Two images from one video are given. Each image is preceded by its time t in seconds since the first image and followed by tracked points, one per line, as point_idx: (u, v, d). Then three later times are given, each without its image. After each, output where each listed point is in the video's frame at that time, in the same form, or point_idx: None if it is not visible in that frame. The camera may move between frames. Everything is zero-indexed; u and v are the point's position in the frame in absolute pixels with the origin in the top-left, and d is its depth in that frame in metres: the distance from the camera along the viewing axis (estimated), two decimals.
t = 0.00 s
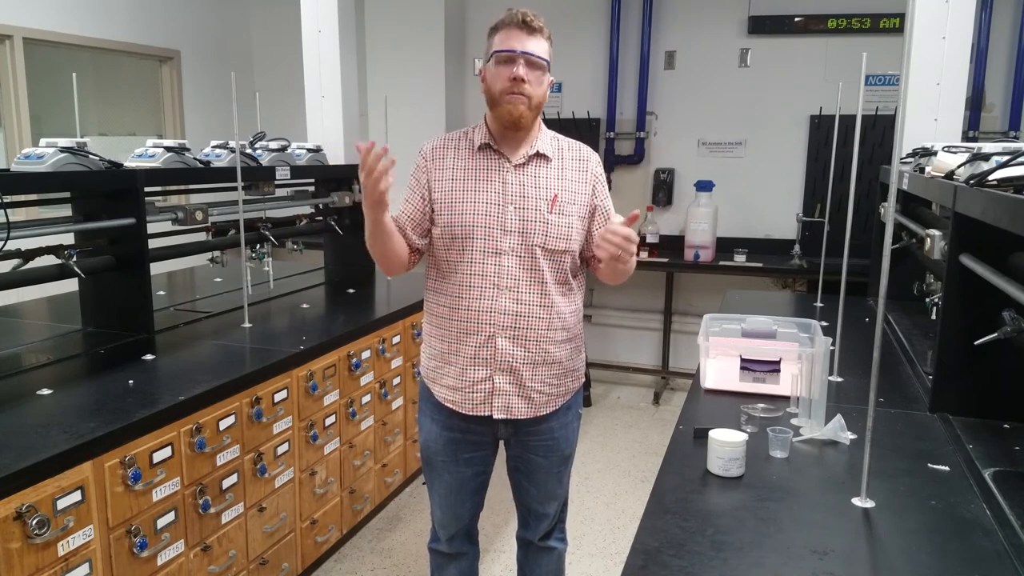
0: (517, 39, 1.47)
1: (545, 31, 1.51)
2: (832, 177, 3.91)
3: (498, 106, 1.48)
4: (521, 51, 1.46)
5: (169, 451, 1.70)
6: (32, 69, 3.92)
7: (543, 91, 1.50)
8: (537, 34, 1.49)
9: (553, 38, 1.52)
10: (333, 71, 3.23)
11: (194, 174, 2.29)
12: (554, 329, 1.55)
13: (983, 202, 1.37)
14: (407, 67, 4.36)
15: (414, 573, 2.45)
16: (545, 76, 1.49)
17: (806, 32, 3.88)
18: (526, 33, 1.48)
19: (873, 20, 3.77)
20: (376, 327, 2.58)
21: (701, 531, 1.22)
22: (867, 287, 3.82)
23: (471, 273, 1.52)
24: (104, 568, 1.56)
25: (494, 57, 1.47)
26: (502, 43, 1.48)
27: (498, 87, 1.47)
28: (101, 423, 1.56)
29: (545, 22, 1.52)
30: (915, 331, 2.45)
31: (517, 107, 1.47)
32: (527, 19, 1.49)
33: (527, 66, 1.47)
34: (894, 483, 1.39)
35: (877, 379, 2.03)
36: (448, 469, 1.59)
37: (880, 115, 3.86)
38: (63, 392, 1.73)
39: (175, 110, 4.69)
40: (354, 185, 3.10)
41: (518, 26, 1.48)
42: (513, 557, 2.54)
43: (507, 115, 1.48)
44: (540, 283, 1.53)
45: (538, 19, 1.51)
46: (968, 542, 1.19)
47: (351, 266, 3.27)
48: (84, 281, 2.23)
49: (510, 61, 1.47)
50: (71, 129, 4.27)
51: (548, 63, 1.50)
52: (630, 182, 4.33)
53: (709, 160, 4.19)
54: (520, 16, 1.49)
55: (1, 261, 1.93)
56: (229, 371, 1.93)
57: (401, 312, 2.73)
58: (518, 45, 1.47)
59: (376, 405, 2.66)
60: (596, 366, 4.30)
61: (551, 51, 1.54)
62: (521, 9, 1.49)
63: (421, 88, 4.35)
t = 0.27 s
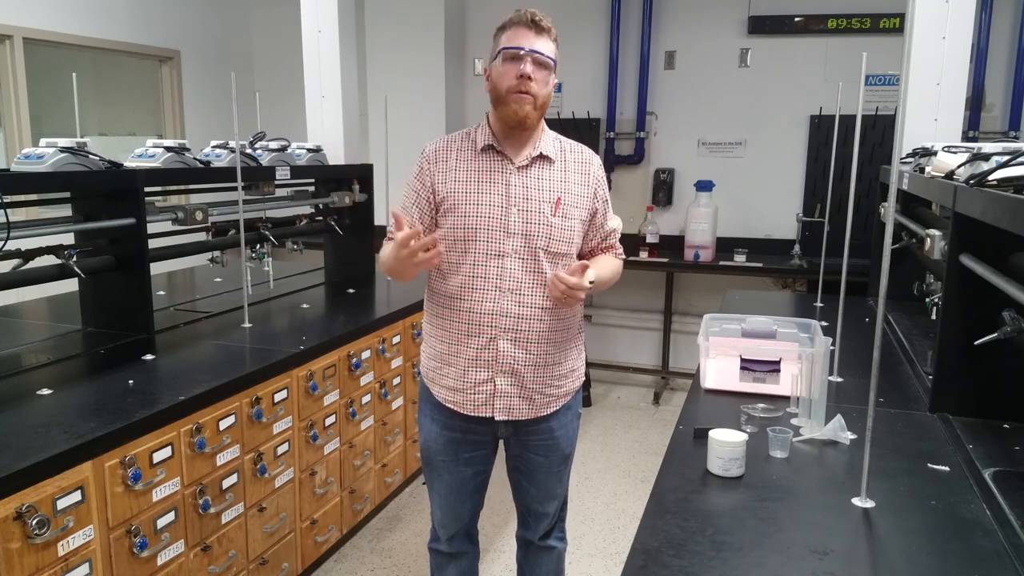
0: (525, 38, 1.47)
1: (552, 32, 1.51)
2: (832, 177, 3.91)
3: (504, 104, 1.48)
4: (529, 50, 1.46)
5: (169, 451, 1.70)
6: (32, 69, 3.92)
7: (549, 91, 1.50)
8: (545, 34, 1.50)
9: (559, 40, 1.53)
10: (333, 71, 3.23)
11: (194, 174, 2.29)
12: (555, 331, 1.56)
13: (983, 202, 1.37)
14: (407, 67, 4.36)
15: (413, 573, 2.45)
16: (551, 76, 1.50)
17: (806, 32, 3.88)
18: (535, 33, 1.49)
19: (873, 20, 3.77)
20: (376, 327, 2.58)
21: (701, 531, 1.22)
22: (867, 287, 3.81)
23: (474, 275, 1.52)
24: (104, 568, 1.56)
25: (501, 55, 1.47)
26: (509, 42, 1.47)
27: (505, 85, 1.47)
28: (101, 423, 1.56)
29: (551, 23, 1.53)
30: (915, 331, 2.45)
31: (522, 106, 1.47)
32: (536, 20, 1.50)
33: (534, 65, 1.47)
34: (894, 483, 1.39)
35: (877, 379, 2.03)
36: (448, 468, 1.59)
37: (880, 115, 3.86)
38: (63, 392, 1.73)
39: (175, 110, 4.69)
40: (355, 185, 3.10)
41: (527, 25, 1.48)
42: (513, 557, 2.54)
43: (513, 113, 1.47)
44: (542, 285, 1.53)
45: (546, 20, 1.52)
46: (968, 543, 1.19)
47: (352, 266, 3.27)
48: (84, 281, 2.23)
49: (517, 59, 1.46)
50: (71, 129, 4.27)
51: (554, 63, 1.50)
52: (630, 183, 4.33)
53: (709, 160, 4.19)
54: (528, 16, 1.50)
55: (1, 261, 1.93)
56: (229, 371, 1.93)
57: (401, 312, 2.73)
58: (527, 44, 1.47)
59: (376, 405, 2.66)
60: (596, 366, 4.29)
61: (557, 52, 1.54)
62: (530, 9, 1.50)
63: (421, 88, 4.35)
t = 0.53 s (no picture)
0: (520, 40, 1.47)
1: (547, 33, 1.51)
2: (832, 177, 3.91)
3: (500, 109, 1.48)
4: (525, 53, 1.46)
5: (169, 451, 1.70)
6: (32, 69, 3.92)
7: (545, 93, 1.50)
8: (541, 35, 1.50)
9: (555, 41, 1.52)
10: (333, 71, 3.23)
11: (194, 174, 2.29)
12: (557, 329, 1.56)
13: (983, 202, 1.37)
14: (407, 67, 4.36)
15: (414, 573, 2.45)
16: (547, 78, 1.49)
17: (806, 32, 3.88)
18: (530, 34, 1.48)
19: (873, 20, 3.77)
20: (376, 327, 2.58)
21: (701, 531, 1.22)
22: (867, 287, 3.82)
23: (476, 276, 1.52)
24: (104, 568, 1.56)
25: (497, 59, 1.47)
26: (504, 45, 1.47)
27: (501, 89, 1.47)
28: (101, 423, 1.56)
29: (547, 23, 1.52)
30: (915, 331, 2.45)
31: (519, 112, 1.47)
32: (532, 21, 1.49)
33: (531, 67, 1.47)
34: (894, 484, 1.39)
35: (877, 379, 2.03)
36: (449, 469, 1.59)
37: (880, 115, 3.86)
38: (63, 392, 1.73)
39: (175, 110, 4.69)
40: (355, 185, 3.10)
41: (522, 27, 1.48)
42: (513, 557, 2.54)
43: (509, 118, 1.47)
44: (544, 284, 1.54)
45: (541, 20, 1.51)
46: (968, 542, 1.19)
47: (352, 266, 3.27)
48: (84, 281, 2.23)
49: (512, 63, 1.46)
50: (71, 129, 4.27)
51: (550, 64, 1.49)
52: (630, 183, 4.33)
53: (709, 160, 4.19)
54: (523, 17, 1.50)
55: (1, 261, 1.93)
56: (230, 371, 1.93)
57: (401, 312, 2.73)
58: (522, 47, 1.47)
59: (376, 405, 2.66)
60: (596, 366, 4.30)
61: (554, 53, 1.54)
62: (525, 10, 1.50)
63: (421, 88, 4.35)
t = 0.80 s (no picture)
0: (512, 40, 1.47)
1: (539, 31, 1.50)
2: (832, 177, 3.91)
3: (496, 111, 1.48)
4: (517, 53, 1.46)
5: (169, 451, 1.70)
6: (32, 69, 3.92)
7: (541, 91, 1.49)
8: (532, 34, 1.49)
9: (547, 38, 1.52)
10: (333, 71, 3.23)
11: (194, 174, 2.29)
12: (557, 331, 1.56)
13: (983, 202, 1.37)
14: (407, 67, 4.36)
15: (414, 574, 2.45)
16: (541, 76, 1.49)
17: (806, 32, 3.88)
18: (521, 33, 1.48)
19: (873, 20, 3.77)
20: (376, 327, 2.58)
21: (701, 531, 1.22)
22: (867, 287, 3.82)
23: (475, 278, 1.52)
24: (104, 568, 1.56)
25: (490, 61, 1.47)
26: (497, 46, 1.47)
27: (496, 91, 1.47)
28: (101, 423, 1.56)
29: (538, 21, 1.52)
30: (915, 332, 2.45)
31: (515, 113, 1.47)
32: (522, 20, 1.49)
33: (524, 67, 1.46)
34: (894, 484, 1.39)
35: (877, 379, 2.03)
36: (450, 469, 1.59)
37: (880, 115, 3.86)
38: (63, 392, 1.73)
39: (175, 110, 4.69)
40: (355, 185, 3.10)
41: (513, 27, 1.47)
42: (513, 557, 2.54)
43: (506, 119, 1.48)
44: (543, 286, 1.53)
45: (532, 18, 1.51)
46: (968, 542, 1.19)
47: (352, 266, 3.27)
48: (84, 281, 2.23)
49: (505, 63, 1.46)
50: (71, 129, 4.27)
51: (543, 62, 1.49)
52: (630, 183, 4.33)
53: (709, 160, 4.19)
54: (513, 16, 1.49)
55: (1, 260, 1.93)
56: (230, 371, 1.93)
57: (401, 312, 2.73)
58: (514, 47, 1.46)
59: (376, 405, 2.66)
60: (596, 366, 4.30)
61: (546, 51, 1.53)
62: (515, 9, 1.49)
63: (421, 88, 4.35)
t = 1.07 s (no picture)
0: (501, 41, 1.47)
1: (527, 28, 1.50)
2: (832, 177, 3.91)
3: (490, 112, 1.49)
4: (506, 53, 1.46)
5: (169, 451, 1.70)
6: (32, 69, 3.92)
7: (533, 89, 1.50)
8: (519, 33, 1.48)
9: (536, 35, 1.51)
10: (333, 71, 3.23)
11: (194, 174, 2.29)
12: (556, 330, 1.56)
13: (983, 202, 1.37)
14: (407, 67, 4.36)
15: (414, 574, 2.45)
16: (533, 74, 1.49)
17: (806, 32, 3.88)
18: (508, 33, 1.47)
19: (873, 20, 3.77)
20: (376, 327, 2.58)
21: (701, 531, 1.22)
22: (867, 287, 3.81)
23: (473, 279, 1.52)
24: (104, 568, 1.56)
25: (480, 63, 1.47)
26: (486, 48, 1.47)
27: (488, 93, 1.48)
28: (101, 423, 1.56)
29: (526, 19, 1.51)
30: (915, 332, 2.45)
31: (509, 112, 1.47)
32: (508, 20, 1.48)
33: (514, 66, 1.46)
34: (894, 484, 1.39)
35: (877, 379, 2.03)
36: (450, 469, 1.59)
37: (880, 115, 3.86)
38: (63, 392, 1.73)
39: (175, 110, 4.69)
40: (355, 185, 3.10)
41: (499, 28, 1.47)
42: (513, 557, 2.54)
43: (500, 120, 1.48)
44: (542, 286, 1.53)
45: (519, 16, 1.50)
46: (968, 542, 1.19)
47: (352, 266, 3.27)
48: (83, 281, 2.23)
49: (495, 65, 1.47)
50: (71, 129, 4.27)
51: (534, 61, 1.48)
52: (630, 182, 4.33)
53: (709, 160, 4.19)
54: (499, 16, 1.48)
55: (1, 260, 1.93)
56: (230, 371, 1.93)
57: (401, 312, 2.73)
58: (502, 48, 1.46)
59: (376, 405, 2.66)
60: (596, 366, 4.30)
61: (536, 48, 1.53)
62: (500, 10, 1.48)
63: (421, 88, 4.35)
